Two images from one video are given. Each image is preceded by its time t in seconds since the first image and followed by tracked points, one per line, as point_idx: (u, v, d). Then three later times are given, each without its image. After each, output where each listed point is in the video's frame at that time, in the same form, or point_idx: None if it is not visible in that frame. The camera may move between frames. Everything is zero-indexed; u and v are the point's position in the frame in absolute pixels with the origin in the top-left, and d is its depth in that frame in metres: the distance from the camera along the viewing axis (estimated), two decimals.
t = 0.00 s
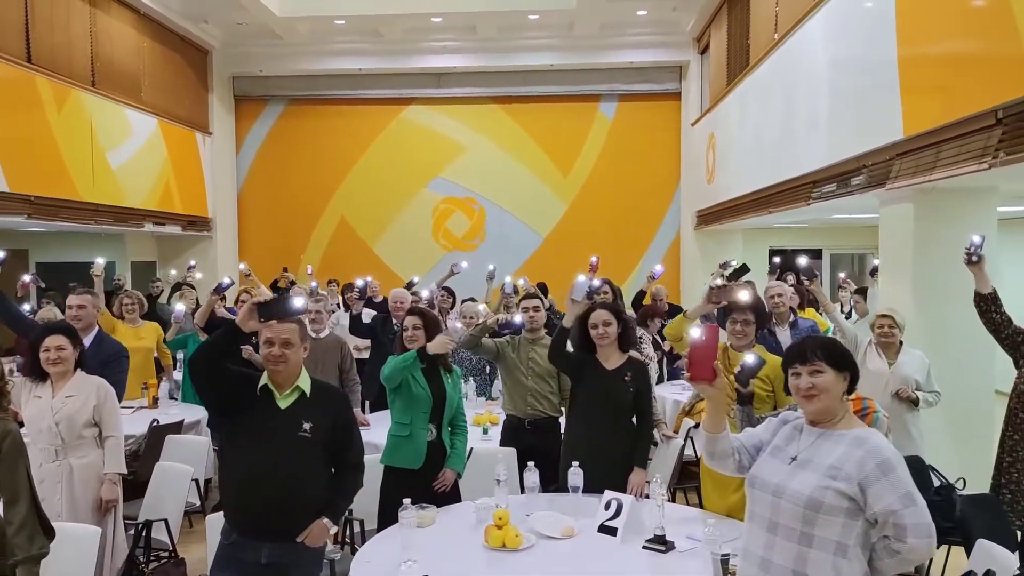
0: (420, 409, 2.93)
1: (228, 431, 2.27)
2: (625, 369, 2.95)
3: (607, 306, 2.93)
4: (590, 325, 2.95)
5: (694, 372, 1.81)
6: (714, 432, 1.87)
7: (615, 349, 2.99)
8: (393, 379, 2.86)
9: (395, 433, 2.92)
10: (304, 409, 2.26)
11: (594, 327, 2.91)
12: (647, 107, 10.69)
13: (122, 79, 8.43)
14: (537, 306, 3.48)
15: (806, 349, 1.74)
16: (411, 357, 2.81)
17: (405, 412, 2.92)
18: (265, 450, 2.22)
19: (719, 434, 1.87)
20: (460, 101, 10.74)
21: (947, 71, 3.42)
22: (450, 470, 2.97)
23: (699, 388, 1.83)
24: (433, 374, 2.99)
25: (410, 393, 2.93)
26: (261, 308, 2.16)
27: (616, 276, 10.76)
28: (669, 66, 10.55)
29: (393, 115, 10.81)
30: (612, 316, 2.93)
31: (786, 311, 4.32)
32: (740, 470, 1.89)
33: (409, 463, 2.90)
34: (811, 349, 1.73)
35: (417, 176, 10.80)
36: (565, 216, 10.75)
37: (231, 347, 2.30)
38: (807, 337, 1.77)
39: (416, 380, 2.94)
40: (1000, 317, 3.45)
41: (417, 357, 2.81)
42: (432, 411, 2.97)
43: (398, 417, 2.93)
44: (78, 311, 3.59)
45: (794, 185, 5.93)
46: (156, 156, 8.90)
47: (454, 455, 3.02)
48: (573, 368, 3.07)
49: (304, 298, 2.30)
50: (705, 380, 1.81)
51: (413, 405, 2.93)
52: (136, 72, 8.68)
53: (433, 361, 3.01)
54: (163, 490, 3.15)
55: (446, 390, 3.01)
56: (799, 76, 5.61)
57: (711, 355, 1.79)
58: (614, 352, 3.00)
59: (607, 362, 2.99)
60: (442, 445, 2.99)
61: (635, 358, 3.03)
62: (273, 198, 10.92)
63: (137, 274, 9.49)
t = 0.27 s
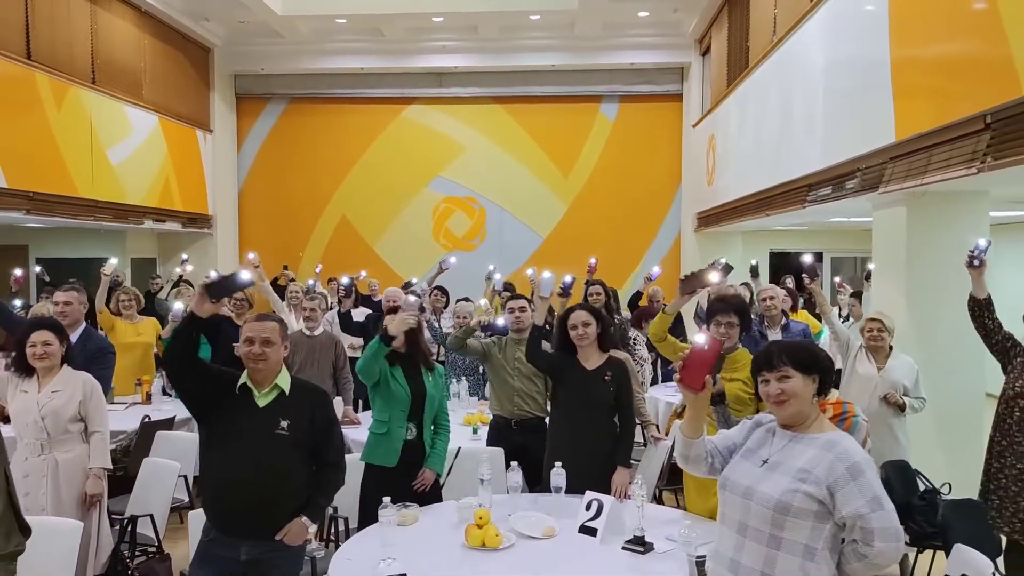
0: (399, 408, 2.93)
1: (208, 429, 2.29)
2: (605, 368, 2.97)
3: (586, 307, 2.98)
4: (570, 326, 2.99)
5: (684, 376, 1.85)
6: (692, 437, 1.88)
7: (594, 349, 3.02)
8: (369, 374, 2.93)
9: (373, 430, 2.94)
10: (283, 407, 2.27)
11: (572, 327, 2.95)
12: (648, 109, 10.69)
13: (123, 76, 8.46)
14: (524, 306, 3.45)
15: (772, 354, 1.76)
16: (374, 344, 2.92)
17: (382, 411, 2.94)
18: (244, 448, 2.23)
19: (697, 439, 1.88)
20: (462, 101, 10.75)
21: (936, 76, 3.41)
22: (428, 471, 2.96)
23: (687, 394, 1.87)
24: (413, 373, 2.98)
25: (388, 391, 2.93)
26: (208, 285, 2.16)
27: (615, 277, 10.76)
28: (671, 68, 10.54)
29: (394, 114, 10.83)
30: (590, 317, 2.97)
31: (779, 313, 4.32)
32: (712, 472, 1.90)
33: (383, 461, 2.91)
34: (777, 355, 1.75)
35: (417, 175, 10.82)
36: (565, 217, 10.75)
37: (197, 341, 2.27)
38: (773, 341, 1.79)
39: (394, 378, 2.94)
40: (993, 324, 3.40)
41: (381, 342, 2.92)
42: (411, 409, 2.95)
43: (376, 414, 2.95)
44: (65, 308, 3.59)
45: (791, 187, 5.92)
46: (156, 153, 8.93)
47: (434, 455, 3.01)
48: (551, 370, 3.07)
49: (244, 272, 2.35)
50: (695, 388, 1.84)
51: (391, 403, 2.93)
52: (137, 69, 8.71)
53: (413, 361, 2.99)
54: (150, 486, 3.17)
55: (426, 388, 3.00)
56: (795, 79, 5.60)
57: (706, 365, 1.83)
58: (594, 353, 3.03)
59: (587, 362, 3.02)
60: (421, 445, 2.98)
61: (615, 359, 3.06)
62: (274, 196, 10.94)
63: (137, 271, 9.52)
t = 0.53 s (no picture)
0: (374, 405, 2.98)
1: (186, 425, 2.30)
2: (582, 367, 3.01)
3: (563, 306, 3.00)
4: (547, 325, 3.01)
5: (674, 386, 1.86)
6: (666, 442, 1.89)
7: (571, 348, 3.05)
8: (342, 368, 2.93)
9: (350, 427, 2.98)
10: (260, 403, 2.28)
11: (549, 327, 2.97)
12: (648, 109, 10.69)
13: (122, 69, 8.48)
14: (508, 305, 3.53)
15: (736, 360, 1.77)
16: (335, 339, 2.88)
17: (360, 408, 2.99)
18: (221, 444, 2.24)
19: (671, 444, 1.88)
20: (462, 98, 10.75)
21: (926, 80, 3.41)
22: (406, 469, 2.99)
23: (670, 399, 1.89)
24: (389, 370, 3.04)
25: (365, 388, 2.99)
26: (149, 269, 2.18)
27: (613, 276, 10.76)
28: (671, 68, 10.54)
29: (394, 111, 10.83)
30: (567, 316, 3.00)
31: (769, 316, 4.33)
32: (682, 474, 1.91)
33: (356, 456, 2.93)
34: (742, 360, 1.76)
35: (416, 173, 10.82)
36: (563, 216, 10.76)
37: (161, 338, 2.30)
38: (737, 347, 1.80)
39: (371, 376, 3.00)
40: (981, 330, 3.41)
41: (341, 334, 2.88)
42: (388, 407, 3.00)
43: (354, 412, 3.00)
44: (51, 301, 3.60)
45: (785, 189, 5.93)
46: (154, 147, 8.94)
47: (412, 453, 3.03)
48: (528, 371, 3.10)
49: (170, 251, 2.39)
50: (681, 401, 1.85)
51: (368, 400, 2.98)
52: (136, 63, 8.72)
53: (391, 359, 3.05)
54: (135, 481, 3.18)
55: (403, 385, 3.04)
56: (791, 81, 5.61)
57: (700, 383, 1.82)
58: (570, 351, 3.06)
59: (564, 361, 3.04)
60: (398, 443, 3.00)
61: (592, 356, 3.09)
62: (273, 192, 10.95)
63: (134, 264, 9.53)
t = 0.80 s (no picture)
0: (353, 401, 3.05)
1: (165, 420, 2.32)
2: (562, 363, 3.03)
3: (541, 304, 3.04)
4: (526, 322, 3.04)
5: (659, 390, 1.83)
6: (641, 442, 1.90)
7: (550, 345, 3.08)
8: (316, 365, 3.01)
9: (330, 423, 3.06)
10: (237, 396, 2.29)
11: (528, 324, 3.00)
12: (646, 107, 10.68)
13: (119, 64, 8.49)
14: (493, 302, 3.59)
15: (712, 354, 1.78)
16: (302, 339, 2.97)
17: (338, 405, 3.06)
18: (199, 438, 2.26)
19: (646, 444, 1.89)
20: (461, 95, 10.75)
21: (911, 79, 3.42)
22: (386, 465, 3.05)
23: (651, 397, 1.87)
24: (369, 368, 3.08)
25: (343, 384, 3.06)
26: (91, 262, 2.21)
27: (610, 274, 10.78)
28: (669, 66, 10.54)
29: (392, 107, 10.84)
30: (546, 313, 3.03)
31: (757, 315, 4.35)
32: (654, 472, 1.93)
33: (334, 452, 3.01)
34: (716, 354, 1.77)
35: (414, 169, 10.83)
36: (560, 214, 10.77)
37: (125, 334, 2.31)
38: (712, 342, 1.82)
39: (350, 372, 3.07)
40: (968, 331, 3.41)
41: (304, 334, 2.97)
42: (367, 403, 3.06)
43: (334, 409, 3.08)
44: (39, 296, 3.61)
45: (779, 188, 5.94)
46: (151, 143, 8.96)
47: (392, 449, 3.09)
48: (509, 371, 3.11)
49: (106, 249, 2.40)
50: (663, 405, 1.83)
51: (346, 396, 3.05)
52: (133, 58, 8.73)
53: (371, 355, 3.10)
54: (120, 476, 3.20)
55: (382, 381, 3.09)
56: (784, 79, 5.62)
57: (685, 396, 1.78)
58: (550, 348, 3.08)
59: (543, 358, 3.07)
60: (379, 439, 3.06)
61: (571, 352, 3.11)
62: (271, 188, 10.96)
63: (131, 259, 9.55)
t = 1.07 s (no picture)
0: (325, 403, 3.10)
1: (133, 424, 2.32)
2: (536, 358, 3.05)
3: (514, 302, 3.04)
4: (499, 320, 3.05)
5: (623, 383, 1.89)
6: (607, 435, 1.92)
7: (523, 342, 3.09)
8: (286, 370, 3.10)
9: (304, 425, 3.12)
10: (204, 400, 2.29)
11: (501, 321, 3.01)
12: (631, 102, 10.69)
13: (97, 64, 8.44)
14: (468, 298, 3.67)
15: (676, 350, 1.79)
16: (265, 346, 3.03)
17: (312, 407, 3.12)
18: (167, 442, 2.26)
19: (611, 437, 1.91)
20: (445, 92, 10.74)
21: (883, 74, 3.44)
22: (360, 465, 3.10)
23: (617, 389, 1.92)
24: (342, 369, 3.13)
25: (316, 386, 3.12)
26: (27, 275, 2.24)
27: (596, 269, 10.79)
28: (653, 61, 10.55)
29: (376, 104, 10.81)
30: (518, 311, 3.03)
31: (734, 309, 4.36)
32: (621, 466, 1.95)
33: (308, 454, 3.07)
34: (681, 348, 1.78)
35: (399, 167, 10.82)
36: (546, 210, 10.78)
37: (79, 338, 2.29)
38: (677, 336, 1.83)
39: (323, 374, 3.12)
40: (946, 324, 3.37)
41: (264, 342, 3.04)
42: (340, 404, 3.11)
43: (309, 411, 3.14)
44: (14, 299, 3.52)
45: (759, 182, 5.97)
46: (131, 143, 8.91)
47: (367, 449, 3.13)
48: (485, 376, 3.08)
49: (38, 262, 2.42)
50: (627, 396, 1.89)
51: (319, 398, 3.10)
52: (111, 58, 8.68)
53: (346, 355, 3.15)
54: (95, 479, 3.20)
55: (355, 382, 3.13)
56: (762, 73, 5.64)
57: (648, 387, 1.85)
58: (524, 345, 3.09)
59: (516, 355, 3.08)
60: (352, 439, 3.11)
61: (545, 348, 3.13)
62: (255, 187, 10.92)
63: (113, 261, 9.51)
